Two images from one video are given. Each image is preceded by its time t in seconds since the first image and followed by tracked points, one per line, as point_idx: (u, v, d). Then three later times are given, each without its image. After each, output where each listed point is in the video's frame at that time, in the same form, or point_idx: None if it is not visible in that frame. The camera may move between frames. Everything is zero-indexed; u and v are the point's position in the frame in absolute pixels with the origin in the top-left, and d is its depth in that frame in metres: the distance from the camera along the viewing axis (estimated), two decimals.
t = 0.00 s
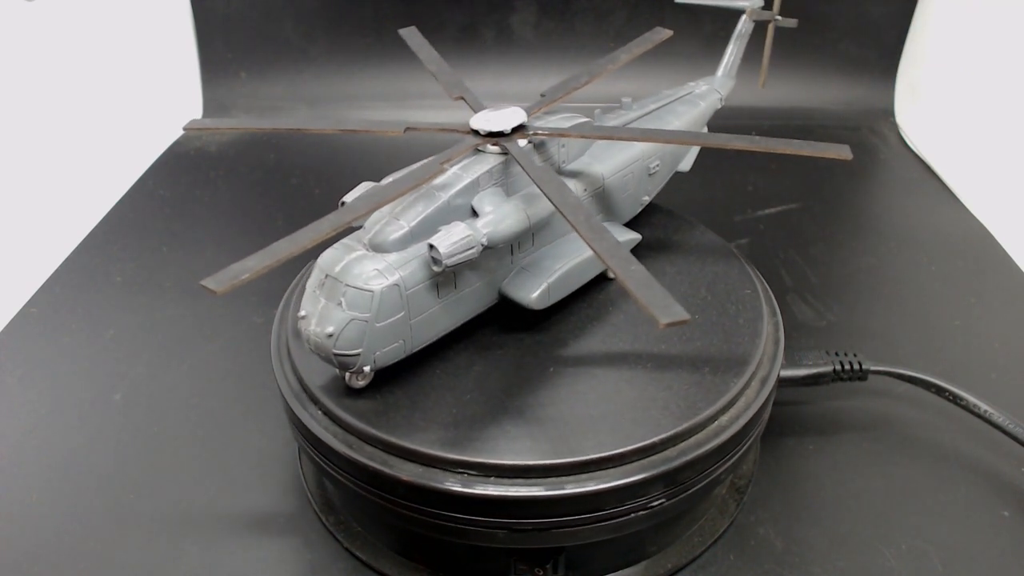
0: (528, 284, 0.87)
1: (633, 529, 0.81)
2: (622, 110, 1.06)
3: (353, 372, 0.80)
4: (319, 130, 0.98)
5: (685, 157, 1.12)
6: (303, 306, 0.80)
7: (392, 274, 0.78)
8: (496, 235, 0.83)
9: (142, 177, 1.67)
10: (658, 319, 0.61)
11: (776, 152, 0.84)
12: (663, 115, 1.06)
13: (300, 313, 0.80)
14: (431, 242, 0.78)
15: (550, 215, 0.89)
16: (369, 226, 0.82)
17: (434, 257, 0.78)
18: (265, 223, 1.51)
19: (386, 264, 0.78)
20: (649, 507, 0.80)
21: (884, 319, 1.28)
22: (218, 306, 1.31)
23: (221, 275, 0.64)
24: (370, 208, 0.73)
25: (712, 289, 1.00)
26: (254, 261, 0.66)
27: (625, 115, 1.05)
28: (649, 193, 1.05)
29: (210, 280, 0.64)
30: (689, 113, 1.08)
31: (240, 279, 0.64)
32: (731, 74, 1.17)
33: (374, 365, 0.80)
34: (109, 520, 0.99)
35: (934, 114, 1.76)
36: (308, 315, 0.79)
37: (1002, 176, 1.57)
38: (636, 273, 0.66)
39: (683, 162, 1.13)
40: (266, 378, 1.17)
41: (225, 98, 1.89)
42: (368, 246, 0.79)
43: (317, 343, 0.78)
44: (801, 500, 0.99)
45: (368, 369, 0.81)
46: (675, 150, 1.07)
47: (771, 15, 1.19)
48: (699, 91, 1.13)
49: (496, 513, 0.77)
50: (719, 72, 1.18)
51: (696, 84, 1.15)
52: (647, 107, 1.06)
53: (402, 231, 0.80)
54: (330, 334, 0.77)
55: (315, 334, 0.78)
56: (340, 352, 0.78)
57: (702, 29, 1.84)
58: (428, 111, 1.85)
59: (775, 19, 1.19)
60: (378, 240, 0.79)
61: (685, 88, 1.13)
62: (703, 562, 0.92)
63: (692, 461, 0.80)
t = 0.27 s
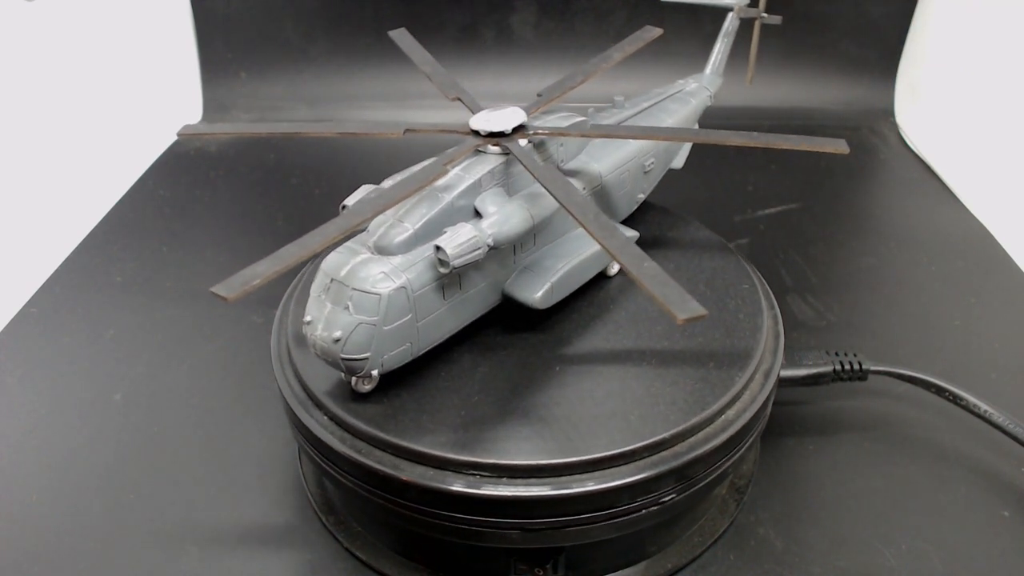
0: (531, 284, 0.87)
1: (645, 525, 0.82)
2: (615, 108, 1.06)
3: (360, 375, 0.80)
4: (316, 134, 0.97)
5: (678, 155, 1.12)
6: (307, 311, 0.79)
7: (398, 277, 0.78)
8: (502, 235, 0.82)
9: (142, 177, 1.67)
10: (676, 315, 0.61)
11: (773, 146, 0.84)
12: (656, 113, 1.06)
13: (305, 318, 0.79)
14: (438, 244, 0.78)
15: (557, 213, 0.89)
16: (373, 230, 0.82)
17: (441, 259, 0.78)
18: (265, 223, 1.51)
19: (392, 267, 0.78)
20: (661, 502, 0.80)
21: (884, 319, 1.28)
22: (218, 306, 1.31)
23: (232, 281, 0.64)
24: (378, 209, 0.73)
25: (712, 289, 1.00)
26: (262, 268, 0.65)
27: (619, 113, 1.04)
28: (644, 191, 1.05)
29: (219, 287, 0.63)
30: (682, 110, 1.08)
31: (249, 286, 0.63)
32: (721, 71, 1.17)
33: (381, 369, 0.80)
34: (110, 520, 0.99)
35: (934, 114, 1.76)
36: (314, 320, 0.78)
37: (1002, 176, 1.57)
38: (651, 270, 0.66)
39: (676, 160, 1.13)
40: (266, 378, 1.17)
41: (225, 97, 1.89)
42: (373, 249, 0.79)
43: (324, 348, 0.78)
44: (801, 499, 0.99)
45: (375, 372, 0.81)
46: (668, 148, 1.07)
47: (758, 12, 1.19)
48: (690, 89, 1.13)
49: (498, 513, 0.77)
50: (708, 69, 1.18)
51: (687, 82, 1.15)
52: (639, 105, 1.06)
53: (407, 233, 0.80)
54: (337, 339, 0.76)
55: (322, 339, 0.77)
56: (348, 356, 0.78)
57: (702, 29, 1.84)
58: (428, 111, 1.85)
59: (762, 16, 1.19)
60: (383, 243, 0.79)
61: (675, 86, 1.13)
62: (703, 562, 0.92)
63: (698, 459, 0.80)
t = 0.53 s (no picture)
0: (533, 284, 0.87)
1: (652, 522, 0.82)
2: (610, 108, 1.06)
3: (366, 378, 0.80)
4: (313, 136, 0.95)
5: (673, 153, 1.12)
6: (311, 315, 0.79)
7: (403, 279, 0.77)
8: (505, 236, 0.82)
9: (142, 177, 1.67)
10: (689, 312, 0.62)
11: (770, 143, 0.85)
12: (651, 111, 1.06)
13: (309, 322, 0.79)
14: (442, 245, 0.78)
15: (558, 211, 0.90)
16: (376, 232, 0.82)
17: (446, 260, 0.78)
18: (265, 223, 1.51)
19: (396, 269, 0.78)
20: (668, 499, 0.80)
21: (884, 319, 1.28)
22: (218, 306, 1.31)
23: (239, 285, 0.63)
24: (384, 210, 0.72)
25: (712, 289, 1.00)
26: (267, 272, 0.65)
27: (614, 112, 1.04)
28: (641, 189, 1.05)
29: (226, 292, 0.62)
30: (676, 108, 1.08)
31: (255, 290, 0.62)
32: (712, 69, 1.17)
33: (387, 371, 0.80)
34: (110, 520, 0.99)
35: (934, 114, 1.76)
36: (318, 324, 0.78)
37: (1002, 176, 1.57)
38: (661, 267, 0.66)
39: (671, 158, 1.13)
40: (265, 378, 1.17)
41: (225, 98, 1.90)
42: (377, 252, 0.79)
43: (329, 352, 0.77)
44: (801, 500, 0.99)
45: (381, 375, 0.80)
46: (664, 146, 1.07)
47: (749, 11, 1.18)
48: (682, 87, 1.13)
49: (498, 513, 0.77)
50: (699, 68, 1.18)
51: (679, 80, 1.15)
52: (634, 104, 1.06)
53: (410, 235, 0.80)
54: (343, 342, 0.76)
55: (328, 343, 0.77)
56: (353, 359, 0.77)
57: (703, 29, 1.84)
58: (429, 111, 1.85)
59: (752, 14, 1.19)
60: (386, 245, 0.79)
61: (668, 84, 1.13)
62: (703, 562, 0.92)
63: (702, 457, 0.80)
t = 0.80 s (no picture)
0: (537, 284, 0.87)
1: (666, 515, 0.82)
2: (604, 107, 1.06)
3: (374, 382, 0.79)
4: (310, 140, 0.94)
5: (666, 151, 1.12)
6: (317, 319, 0.79)
7: (410, 281, 0.77)
8: (511, 236, 0.82)
9: (142, 177, 1.67)
10: (703, 307, 0.62)
11: (771, 140, 0.85)
12: (645, 109, 1.06)
13: (315, 326, 0.78)
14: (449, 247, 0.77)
15: (563, 207, 0.90)
16: (380, 235, 0.81)
17: (453, 261, 0.78)
18: (265, 223, 1.51)
19: (403, 272, 0.78)
20: (678, 495, 0.81)
21: (884, 319, 1.28)
22: (218, 306, 1.31)
23: (249, 291, 0.62)
24: (392, 211, 0.72)
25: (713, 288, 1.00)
26: (275, 276, 0.64)
27: (609, 110, 1.04)
28: (637, 187, 1.05)
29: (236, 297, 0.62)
30: (669, 106, 1.08)
31: (265, 294, 0.62)
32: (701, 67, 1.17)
33: (395, 374, 0.80)
34: (110, 520, 0.99)
35: (934, 114, 1.76)
36: (325, 328, 0.78)
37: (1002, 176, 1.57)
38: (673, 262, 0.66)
39: (664, 157, 1.13)
40: (265, 378, 1.17)
41: (225, 98, 1.90)
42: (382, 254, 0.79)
43: (337, 356, 0.77)
44: (801, 500, 0.99)
45: (389, 379, 0.80)
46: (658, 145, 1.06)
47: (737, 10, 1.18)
48: (672, 85, 1.13)
49: (500, 513, 0.77)
50: (688, 66, 1.18)
51: (668, 78, 1.15)
52: (627, 103, 1.06)
53: (415, 237, 0.80)
54: (351, 346, 0.76)
55: (335, 347, 0.77)
56: (361, 363, 0.77)
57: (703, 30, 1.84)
58: (429, 110, 1.85)
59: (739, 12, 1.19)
60: (391, 248, 0.79)
61: (659, 83, 1.13)
62: (703, 562, 0.92)
63: (704, 455, 0.80)
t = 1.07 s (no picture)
0: (539, 284, 0.87)
1: (675, 511, 0.83)
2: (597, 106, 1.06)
3: (381, 386, 0.79)
4: (308, 144, 0.91)
5: (659, 149, 1.12)
6: (322, 323, 0.78)
7: (417, 284, 0.77)
8: (516, 236, 0.82)
9: (142, 177, 1.67)
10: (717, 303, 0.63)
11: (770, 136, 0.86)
12: (638, 108, 1.06)
13: (321, 330, 0.78)
14: (456, 248, 0.77)
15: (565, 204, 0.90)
16: (384, 237, 0.81)
17: (460, 263, 0.78)
18: (265, 222, 1.51)
19: (409, 274, 0.77)
20: (686, 491, 0.81)
21: (884, 319, 1.28)
22: (218, 307, 1.31)
23: (260, 298, 0.62)
24: (401, 213, 0.72)
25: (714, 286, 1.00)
26: (284, 280, 0.64)
27: (603, 109, 1.04)
28: (632, 185, 1.06)
29: (248, 304, 0.61)
30: (662, 105, 1.08)
31: (275, 300, 0.61)
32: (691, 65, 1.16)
33: (402, 377, 0.80)
34: (110, 520, 0.99)
35: (934, 114, 1.76)
36: (331, 332, 0.77)
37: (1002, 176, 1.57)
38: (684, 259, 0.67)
39: (657, 155, 1.13)
40: (265, 378, 1.17)
41: (225, 98, 1.90)
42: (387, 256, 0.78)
43: (344, 360, 0.77)
44: (801, 500, 0.99)
45: (396, 381, 0.80)
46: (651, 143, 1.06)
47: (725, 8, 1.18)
48: (662, 84, 1.13)
49: (500, 514, 0.77)
50: (679, 63, 1.17)
51: (659, 76, 1.15)
52: (621, 101, 1.06)
53: (420, 239, 0.79)
54: (359, 349, 0.76)
55: (342, 351, 0.76)
56: (369, 367, 0.77)
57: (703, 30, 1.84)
58: (429, 110, 1.85)
59: (727, 10, 1.19)
60: (397, 250, 0.79)
61: (651, 81, 1.13)
62: (703, 562, 0.92)
63: (706, 454, 0.80)
